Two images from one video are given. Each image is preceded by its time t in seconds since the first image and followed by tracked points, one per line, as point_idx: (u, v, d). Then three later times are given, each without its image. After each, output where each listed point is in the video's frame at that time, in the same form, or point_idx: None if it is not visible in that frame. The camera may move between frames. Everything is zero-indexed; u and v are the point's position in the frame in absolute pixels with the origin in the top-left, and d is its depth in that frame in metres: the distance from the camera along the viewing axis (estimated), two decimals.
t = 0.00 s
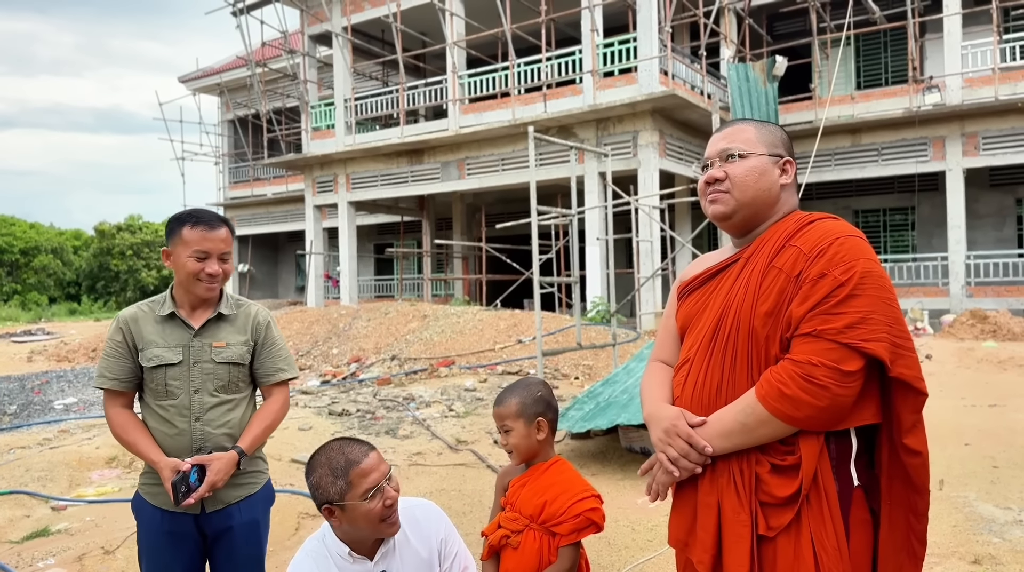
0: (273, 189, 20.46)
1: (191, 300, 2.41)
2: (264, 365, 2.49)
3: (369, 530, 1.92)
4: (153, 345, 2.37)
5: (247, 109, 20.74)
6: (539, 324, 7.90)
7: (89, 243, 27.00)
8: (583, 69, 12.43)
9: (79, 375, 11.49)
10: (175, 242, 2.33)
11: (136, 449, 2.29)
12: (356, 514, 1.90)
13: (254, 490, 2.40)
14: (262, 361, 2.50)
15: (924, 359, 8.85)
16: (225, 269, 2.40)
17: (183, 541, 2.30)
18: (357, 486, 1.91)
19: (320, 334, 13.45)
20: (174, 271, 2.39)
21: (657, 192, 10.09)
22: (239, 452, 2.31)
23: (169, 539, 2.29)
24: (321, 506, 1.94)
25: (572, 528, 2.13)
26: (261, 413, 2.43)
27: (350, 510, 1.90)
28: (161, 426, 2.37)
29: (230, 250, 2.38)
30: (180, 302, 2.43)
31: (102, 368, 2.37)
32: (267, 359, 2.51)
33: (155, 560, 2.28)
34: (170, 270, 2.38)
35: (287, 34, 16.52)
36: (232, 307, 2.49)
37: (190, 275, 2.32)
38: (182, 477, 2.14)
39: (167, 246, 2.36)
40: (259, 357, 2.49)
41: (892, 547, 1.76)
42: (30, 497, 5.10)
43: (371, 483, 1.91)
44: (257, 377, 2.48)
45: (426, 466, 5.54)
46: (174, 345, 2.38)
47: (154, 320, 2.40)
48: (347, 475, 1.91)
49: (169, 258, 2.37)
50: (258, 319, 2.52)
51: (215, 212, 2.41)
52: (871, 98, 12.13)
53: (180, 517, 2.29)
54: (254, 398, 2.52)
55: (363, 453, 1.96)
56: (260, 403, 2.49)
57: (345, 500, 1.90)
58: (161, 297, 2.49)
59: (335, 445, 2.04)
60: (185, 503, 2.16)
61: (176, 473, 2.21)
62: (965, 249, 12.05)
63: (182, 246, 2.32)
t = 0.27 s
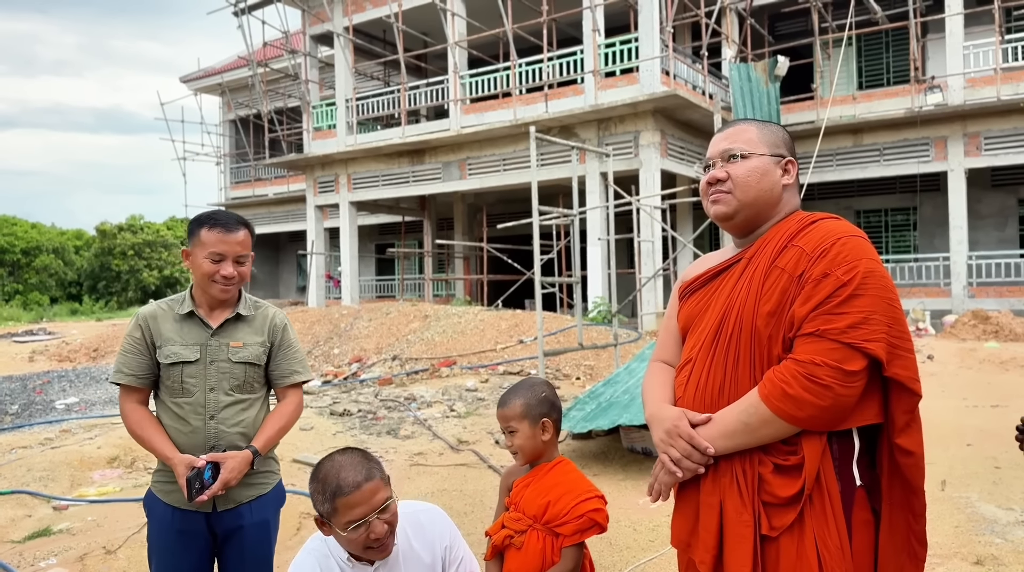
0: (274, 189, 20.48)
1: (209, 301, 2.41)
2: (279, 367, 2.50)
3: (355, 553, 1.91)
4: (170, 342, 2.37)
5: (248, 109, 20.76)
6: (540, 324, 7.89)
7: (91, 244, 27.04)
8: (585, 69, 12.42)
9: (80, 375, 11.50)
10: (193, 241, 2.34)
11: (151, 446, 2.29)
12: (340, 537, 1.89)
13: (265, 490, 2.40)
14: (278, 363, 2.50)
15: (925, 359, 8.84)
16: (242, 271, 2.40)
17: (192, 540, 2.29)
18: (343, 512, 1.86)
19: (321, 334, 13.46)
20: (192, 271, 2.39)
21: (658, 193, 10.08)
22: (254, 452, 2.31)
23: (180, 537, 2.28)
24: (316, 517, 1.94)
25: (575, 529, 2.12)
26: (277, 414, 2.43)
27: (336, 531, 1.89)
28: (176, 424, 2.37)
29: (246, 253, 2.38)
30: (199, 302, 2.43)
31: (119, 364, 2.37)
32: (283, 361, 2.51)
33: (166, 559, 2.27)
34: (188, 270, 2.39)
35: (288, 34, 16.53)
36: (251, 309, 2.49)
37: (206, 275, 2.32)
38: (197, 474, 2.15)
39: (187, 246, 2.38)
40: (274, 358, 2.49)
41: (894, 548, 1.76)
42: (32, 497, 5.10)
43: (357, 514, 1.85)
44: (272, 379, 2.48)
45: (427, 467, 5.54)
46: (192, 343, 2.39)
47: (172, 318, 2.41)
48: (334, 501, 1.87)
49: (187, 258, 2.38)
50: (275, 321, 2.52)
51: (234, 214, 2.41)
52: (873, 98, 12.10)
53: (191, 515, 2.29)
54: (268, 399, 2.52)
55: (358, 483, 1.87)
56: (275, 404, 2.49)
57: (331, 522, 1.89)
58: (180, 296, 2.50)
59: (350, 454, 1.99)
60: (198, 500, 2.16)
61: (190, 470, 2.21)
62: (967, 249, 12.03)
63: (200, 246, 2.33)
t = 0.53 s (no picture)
0: (276, 188, 20.49)
1: (219, 299, 2.41)
2: (289, 367, 2.49)
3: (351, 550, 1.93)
4: (180, 340, 2.38)
5: (250, 108, 20.78)
6: (542, 323, 7.88)
7: (92, 243, 27.08)
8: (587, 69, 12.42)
9: (82, 374, 11.51)
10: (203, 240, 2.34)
11: (159, 442, 2.30)
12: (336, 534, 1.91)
13: (271, 488, 2.40)
14: (288, 363, 2.49)
15: (927, 359, 8.83)
16: (250, 273, 2.39)
17: (198, 536, 2.30)
18: (337, 515, 1.87)
19: (322, 334, 13.46)
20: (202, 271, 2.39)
21: (660, 192, 10.08)
22: (260, 451, 2.31)
23: (185, 534, 2.28)
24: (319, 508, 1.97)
25: (578, 527, 2.12)
26: (284, 414, 2.42)
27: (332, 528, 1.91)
28: (184, 421, 2.37)
29: (254, 257, 2.37)
30: (209, 301, 2.43)
31: (130, 360, 2.38)
32: (292, 361, 2.50)
33: (170, 555, 2.28)
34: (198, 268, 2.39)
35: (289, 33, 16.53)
36: (262, 308, 2.49)
37: (213, 275, 2.32)
38: (202, 471, 2.16)
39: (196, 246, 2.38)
40: (283, 358, 2.48)
41: (895, 544, 1.75)
42: (34, 496, 5.10)
43: (350, 520, 1.86)
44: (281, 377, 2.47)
45: (429, 466, 5.54)
46: (202, 341, 2.39)
47: (183, 315, 2.42)
48: (330, 502, 1.87)
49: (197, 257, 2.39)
50: (286, 321, 2.52)
51: (244, 215, 2.40)
52: (875, 97, 12.08)
53: (196, 512, 2.29)
54: (276, 398, 2.51)
55: (356, 488, 1.86)
56: (284, 403, 2.48)
57: (328, 519, 1.90)
58: (192, 294, 2.51)
59: (361, 453, 1.98)
60: (203, 498, 2.17)
61: (195, 466, 2.22)
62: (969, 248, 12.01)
63: (207, 246, 2.33)
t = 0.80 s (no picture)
0: (278, 188, 20.50)
1: (224, 298, 2.41)
2: (293, 366, 2.48)
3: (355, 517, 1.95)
4: (185, 339, 2.39)
5: (252, 108, 20.79)
6: (544, 323, 7.87)
7: (95, 243, 27.12)
8: (589, 68, 12.41)
9: (85, 373, 11.53)
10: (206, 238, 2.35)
11: (163, 441, 2.30)
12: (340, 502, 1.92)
13: (275, 488, 2.39)
14: (293, 362, 2.48)
15: (930, 359, 8.81)
16: (253, 269, 2.40)
17: (202, 535, 2.30)
18: (341, 488, 1.87)
19: (324, 333, 13.46)
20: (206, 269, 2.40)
21: (662, 192, 10.07)
22: (262, 452, 2.30)
23: (189, 533, 2.29)
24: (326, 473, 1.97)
25: (584, 528, 2.12)
26: (288, 414, 2.41)
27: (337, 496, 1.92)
28: (189, 421, 2.37)
29: (256, 247, 2.37)
30: (214, 299, 2.43)
31: (136, 359, 2.39)
32: (298, 361, 2.49)
33: (175, 555, 2.28)
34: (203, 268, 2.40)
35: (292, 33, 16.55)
36: (266, 307, 2.49)
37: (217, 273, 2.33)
38: (201, 473, 2.16)
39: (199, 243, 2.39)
40: (288, 358, 2.48)
41: (898, 540, 1.75)
42: (37, 495, 5.11)
43: (353, 493, 1.86)
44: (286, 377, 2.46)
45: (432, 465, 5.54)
46: (206, 341, 2.39)
47: (189, 315, 2.42)
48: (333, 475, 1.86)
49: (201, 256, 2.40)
50: (291, 320, 2.51)
51: (247, 210, 2.41)
52: (878, 97, 12.06)
53: (200, 512, 2.29)
54: (282, 398, 2.50)
55: (361, 463, 1.85)
56: (288, 403, 2.47)
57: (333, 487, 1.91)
58: (198, 293, 2.52)
59: (370, 427, 1.96)
60: (203, 499, 2.17)
61: (197, 467, 2.22)
62: (972, 249, 11.98)
63: (209, 243, 2.33)
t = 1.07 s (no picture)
0: (281, 187, 20.51)
1: (224, 298, 2.41)
2: (294, 366, 2.49)
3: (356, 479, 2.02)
4: (186, 340, 2.39)
5: (255, 107, 20.81)
6: (546, 323, 7.86)
7: (98, 242, 27.16)
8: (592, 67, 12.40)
9: (88, 372, 11.55)
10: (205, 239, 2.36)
11: (164, 441, 2.30)
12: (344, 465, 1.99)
13: (276, 488, 2.40)
14: (293, 362, 2.49)
15: (934, 359, 8.79)
16: (253, 269, 2.40)
17: (204, 535, 2.30)
18: (348, 453, 1.93)
19: (327, 332, 13.47)
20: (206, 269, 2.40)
21: (665, 191, 10.06)
22: (264, 451, 2.31)
23: (190, 533, 2.29)
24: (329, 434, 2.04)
25: (585, 529, 2.12)
26: (288, 414, 2.42)
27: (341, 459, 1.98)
28: (190, 421, 2.38)
29: (255, 250, 2.38)
30: (215, 300, 2.43)
31: (137, 360, 2.40)
32: (298, 361, 2.50)
33: (176, 555, 2.28)
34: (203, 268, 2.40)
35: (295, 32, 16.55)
36: (266, 307, 2.49)
37: (217, 274, 2.34)
38: (204, 472, 2.16)
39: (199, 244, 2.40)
40: (289, 358, 2.48)
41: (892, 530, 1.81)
42: (41, 494, 5.12)
43: (361, 458, 1.92)
44: (287, 377, 2.47)
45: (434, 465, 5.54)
46: (207, 341, 2.39)
47: (189, 316, 2.43)
48: (340, 440, 1.93)
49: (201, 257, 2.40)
50: (291, 320, 2.51)
51: (246, 211, 2.41)
52: (881, 96, 12.04)
53: (201, 512, 2.29)
54: (282, 398, 2.51)
55: (369, 430, 1.91)
56: (288, 404, 2.47)
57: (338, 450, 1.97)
58: (197, 294, 2.51)
59: (379, 392, 2.00)
60: (205, 498, 2.17)
61: (199, 467, 2.22)
62: (976, 248, 11.95)
63: (208, 244, 2.34)
